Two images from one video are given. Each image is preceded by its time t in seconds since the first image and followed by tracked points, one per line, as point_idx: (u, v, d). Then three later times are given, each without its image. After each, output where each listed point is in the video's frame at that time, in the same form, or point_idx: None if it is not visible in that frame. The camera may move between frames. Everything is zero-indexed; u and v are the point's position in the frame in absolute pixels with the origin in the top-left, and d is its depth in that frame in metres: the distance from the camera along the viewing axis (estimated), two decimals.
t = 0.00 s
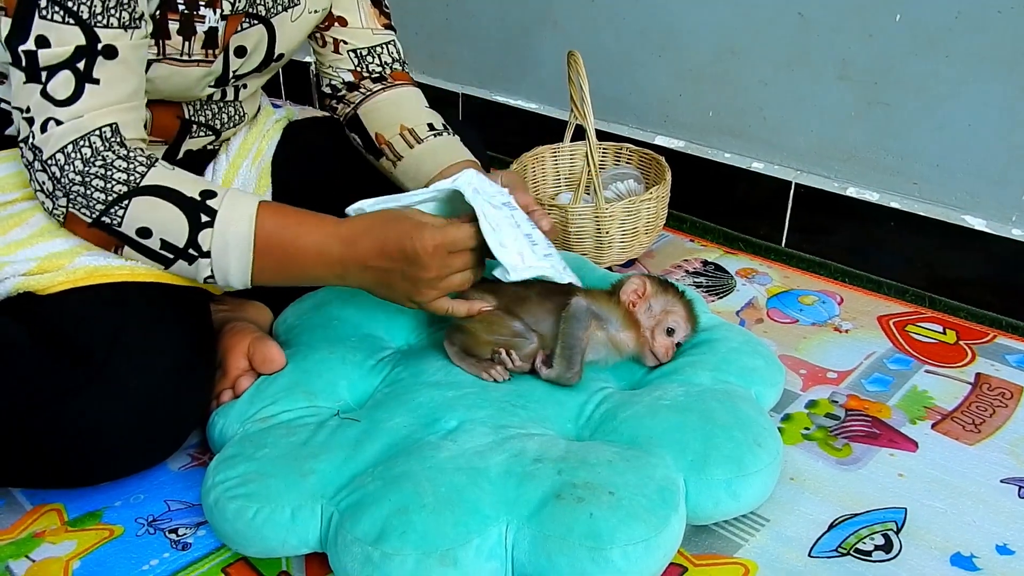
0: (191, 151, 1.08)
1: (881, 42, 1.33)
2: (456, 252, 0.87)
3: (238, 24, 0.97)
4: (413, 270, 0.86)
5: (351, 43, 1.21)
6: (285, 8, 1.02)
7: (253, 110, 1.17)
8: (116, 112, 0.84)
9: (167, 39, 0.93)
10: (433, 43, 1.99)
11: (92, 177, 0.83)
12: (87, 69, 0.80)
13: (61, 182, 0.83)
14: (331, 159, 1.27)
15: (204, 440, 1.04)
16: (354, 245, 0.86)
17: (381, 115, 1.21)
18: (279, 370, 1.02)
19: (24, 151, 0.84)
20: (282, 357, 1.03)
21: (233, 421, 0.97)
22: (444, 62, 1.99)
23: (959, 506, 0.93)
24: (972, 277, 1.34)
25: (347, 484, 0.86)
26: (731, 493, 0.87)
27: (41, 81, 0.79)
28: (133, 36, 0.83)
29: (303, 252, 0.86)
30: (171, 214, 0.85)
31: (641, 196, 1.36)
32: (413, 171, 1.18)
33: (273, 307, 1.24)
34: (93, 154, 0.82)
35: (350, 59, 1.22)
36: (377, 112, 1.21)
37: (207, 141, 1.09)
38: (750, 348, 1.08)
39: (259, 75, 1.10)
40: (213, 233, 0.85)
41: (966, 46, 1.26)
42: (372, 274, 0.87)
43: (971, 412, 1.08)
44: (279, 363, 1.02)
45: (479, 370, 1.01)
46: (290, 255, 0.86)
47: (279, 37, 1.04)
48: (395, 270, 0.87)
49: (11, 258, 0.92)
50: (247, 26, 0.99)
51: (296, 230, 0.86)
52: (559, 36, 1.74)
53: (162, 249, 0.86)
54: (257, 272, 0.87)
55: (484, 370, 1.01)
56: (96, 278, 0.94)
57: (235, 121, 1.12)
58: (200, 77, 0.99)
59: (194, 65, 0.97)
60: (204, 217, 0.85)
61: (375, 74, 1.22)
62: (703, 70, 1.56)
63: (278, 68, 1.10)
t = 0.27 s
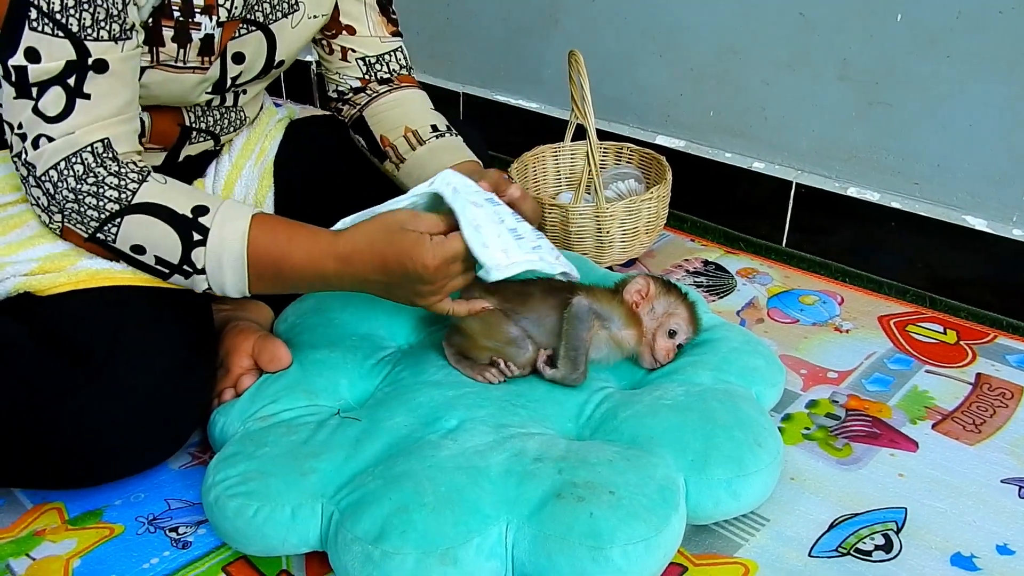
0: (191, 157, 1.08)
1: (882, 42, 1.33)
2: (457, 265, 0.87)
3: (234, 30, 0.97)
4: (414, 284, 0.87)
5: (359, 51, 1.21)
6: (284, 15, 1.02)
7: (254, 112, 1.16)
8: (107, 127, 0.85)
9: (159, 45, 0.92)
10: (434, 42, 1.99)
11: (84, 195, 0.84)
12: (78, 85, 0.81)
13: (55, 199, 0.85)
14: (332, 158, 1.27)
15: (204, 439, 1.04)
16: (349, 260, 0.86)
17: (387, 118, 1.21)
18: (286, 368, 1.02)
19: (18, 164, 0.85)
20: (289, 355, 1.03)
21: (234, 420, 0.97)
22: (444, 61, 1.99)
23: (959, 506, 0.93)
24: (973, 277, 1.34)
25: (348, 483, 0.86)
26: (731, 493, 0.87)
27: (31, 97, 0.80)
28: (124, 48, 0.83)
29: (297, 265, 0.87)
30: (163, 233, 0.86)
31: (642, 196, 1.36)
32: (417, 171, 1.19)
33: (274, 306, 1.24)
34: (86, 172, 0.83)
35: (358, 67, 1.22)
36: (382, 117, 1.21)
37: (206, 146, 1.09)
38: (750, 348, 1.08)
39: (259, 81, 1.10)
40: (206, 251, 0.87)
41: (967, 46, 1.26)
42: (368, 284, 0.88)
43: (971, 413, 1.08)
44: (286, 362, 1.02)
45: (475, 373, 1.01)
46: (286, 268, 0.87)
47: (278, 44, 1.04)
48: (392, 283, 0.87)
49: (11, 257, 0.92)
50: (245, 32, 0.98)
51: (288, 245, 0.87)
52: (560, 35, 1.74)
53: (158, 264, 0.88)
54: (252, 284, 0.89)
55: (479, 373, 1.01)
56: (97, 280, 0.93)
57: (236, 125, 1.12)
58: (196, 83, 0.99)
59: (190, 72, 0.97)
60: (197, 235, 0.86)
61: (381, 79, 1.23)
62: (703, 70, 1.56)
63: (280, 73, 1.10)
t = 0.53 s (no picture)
0: (189, 162, 1.08)
1: (882, 41, 1.33)
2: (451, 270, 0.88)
3: (232, 38, 0.97)
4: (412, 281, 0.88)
5: (360, 58, 1.21)
6: (283, 22, 1.02)
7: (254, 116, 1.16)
8: (105, 135, 0.85)
9: (157, 55, 0.92)
10: (433, 42, 1.99)
11: (83, 204, 0.85)
12: (76, 94, 0.81)
13: (53, 208, 0.85)
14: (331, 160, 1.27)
15: (204, 441, 1.04)
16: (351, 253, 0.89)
17: (380, 117, 1.22)
18: (295, 367, 1.03)
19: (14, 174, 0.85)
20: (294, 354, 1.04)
21: (234, 421, 0.97)
22: (443, 62, 1.99)
23: (959, 506, 0.93)
24: (972, 277, 1.34)
25: (348, 484, 0.86)
26: (731, 492, 0.87)
27: (29, 106, 0.79)
28: (122, 57, 0.83)
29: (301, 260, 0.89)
30: (163, 237, 0.87)
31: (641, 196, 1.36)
32: (410, 170, 1.20)
33: (273, 307, 1.24)
34: (84, 180, 0.84)
35: (358, 73, 1.22)
36: (377, 118, 1.22)
37: (206, 151, 1.10)
38: (750, 348, 1.08)
39: (259, 87, 1.10)
40: (207, 253, 0.88)
41: (967, 46, 1.26)
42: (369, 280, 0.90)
43: (971, 412, 1.08)
44: (295, 360, 1.03)
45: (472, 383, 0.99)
46: (290, 265, 0.89)
47: (277, 51, 1.03)
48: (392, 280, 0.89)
49: (11, 259, 0.92)
50: (242, 41, 0.98)
51: (292, 240, 0.88)
52: (559, 35, 1.74)
53: (158, 268, 0.89)
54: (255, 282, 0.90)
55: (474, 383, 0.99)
56: (98, 282, 0.93)
57: (235, 129, 1.12)
58: (193, 91, 0.99)
59: (186, 81, 0.97)
60: (197, 237, 0.87)
61: (380, 82, 1.23)
62: (703, 70, 1.56)
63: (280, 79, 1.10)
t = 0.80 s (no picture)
0: (187, 164, 1.08)
1: (880, 42, 1.33)
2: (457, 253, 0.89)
3: (233, 43, 0.97)
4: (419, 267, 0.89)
5: (359, 61, 1.21)
6: (284, 27, 1.02)
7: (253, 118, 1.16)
8: (109, 140, 0.84)
9: (158, 61, 0.92)
10: (431, 43, 1.99)
11: (84, 207, 0.84)
12: (80, 97, 0.80)
13: (55, 211, 0.84)
14: (329, 161, 1.27)
15: (203, 443, 1.04)
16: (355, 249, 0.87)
17: (380, 119, 1.22)
18: (291, 369, 1.03)
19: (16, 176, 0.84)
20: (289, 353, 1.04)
21: (233, 423, 0.97)
22: (441, 63, 1.99)
23: (958, 506, 0.93)
24: (971, 277, 1.34)
25: (347, 486, 0.86)
26: (731, 493, 0.87)
27: (33, 110, 0.78)
28: (126, 61, 0.83)
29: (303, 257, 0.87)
30: (164, 238, 0.86)
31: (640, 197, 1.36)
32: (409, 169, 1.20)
33: (272, 308, 1.24)
34: (87, 184, 0.83)
35: (357, 76, 1.22)
36: (376, 120, 1.22)
37: (203, 154, 1.09)
38: (749, 349, 1.08)
39: (259, 90, 1.10)
40: (208, 253, 0.86)
41: (965, 46, 1.26)
42: (374, 272, 0.89)
43: (970, 412, 1.08)
44: (290, 362, 1.03)
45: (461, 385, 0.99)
46: (292, 263, 0.87)
47: (277, 55, 1.03)
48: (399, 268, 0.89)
49: (12, 260, 0.91)
50: (245, 45, 0.98)
51: (293, 238, 0.87)
52: (557, 36, 1.74)
53: (160, 269, 0.88)
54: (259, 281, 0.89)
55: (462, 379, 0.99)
56: (98, 284, 0.93)
57: (234, 131, 1.12)
58: (194, 95, 0.99)
59: (187, 85, 0.97)
60: (198, 237, 0.86)
61: (378, 85, 1.23)
62: (700, 71, 1.56)
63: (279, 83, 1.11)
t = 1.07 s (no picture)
0: (186, 164, 1.08)
1: (878, 42, 1.33)
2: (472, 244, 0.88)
3: (233, 45, 0.97)
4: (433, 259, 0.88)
5: (356, 64, 1.21)
6: (282, 29, 1.01)
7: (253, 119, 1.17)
8: (121, 134, 0.83)
9: (158, 61, 0.92)
10: (429, 45, 1.99)
11: (100, 200, 0.83)
12: (91, 91, 0.79)
13: (70, 205, 0.83)
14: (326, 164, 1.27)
15: (201, 445, 1.04)
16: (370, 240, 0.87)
17: (377, 119, 1.22)
18: (271, 377, 1.02)
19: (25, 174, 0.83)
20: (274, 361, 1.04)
21: (230, 427, 0.97)
22: (439, 64, 1.99)
23: (956, 506, 0.93)
24: (969, 277, 1.34)
25: (345, 488, 0.86)
26: (729, 493, 0.87)
27: (44, 105, 0.77)
28: (134, 55, 0.81)
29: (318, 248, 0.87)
30: (180, 229, 0.85)
31: (638, 197, 1.36)
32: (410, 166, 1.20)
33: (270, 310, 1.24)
34: (103, 177, 0.82)
35: (353, 79, 1.22)
36: (373, 121, 1.22)
37: (201, 155, 1.09)
38: (747, 350, 1.08)
39: (257, 92, 1.10)
40: (225, 243, 0.86)
41: (963, 47, 1.26)
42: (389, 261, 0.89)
43: (968, 412, 1.08)
44: (272, 369, 1.02)
45: (466, 387, 0.98)
46: (308, 253, 0.87)
47: (275, 56, 1.03)
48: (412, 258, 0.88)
49: (9, 263, 0.90)
50: (244, 47, 0.98)
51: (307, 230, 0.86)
52: (555, 37, 1.74)
53: (176, 261, 0.88)
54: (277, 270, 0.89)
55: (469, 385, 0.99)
56: (95, 288, 0.93)
57: (231, 134, 1.12)
58: (194, 96, 0.99)
59: (187, 86, 0.97)
60: (214, 227, 0.86)
61: (374, 87, 1.23)
62: (698, 71, 1.56)
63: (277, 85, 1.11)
